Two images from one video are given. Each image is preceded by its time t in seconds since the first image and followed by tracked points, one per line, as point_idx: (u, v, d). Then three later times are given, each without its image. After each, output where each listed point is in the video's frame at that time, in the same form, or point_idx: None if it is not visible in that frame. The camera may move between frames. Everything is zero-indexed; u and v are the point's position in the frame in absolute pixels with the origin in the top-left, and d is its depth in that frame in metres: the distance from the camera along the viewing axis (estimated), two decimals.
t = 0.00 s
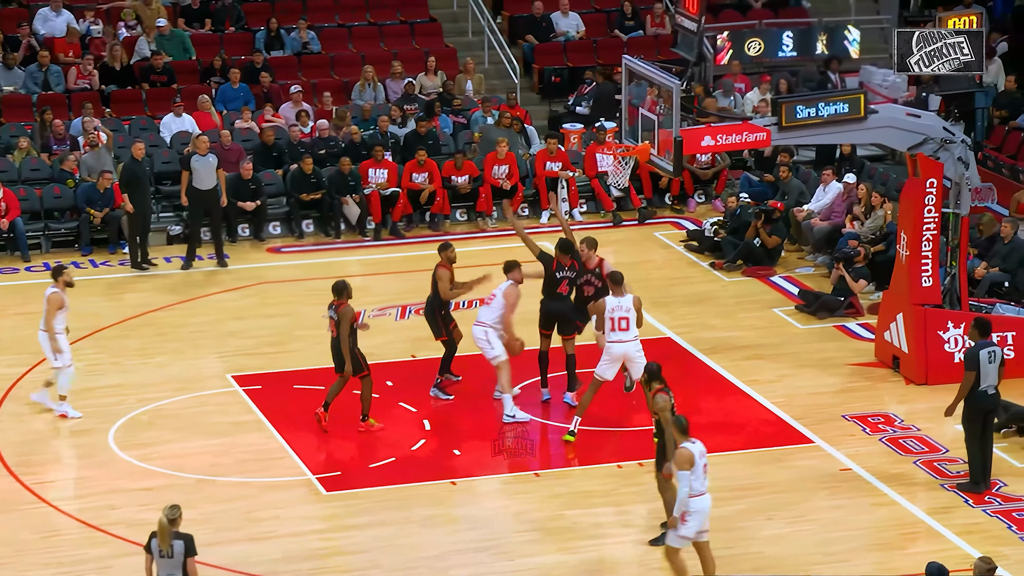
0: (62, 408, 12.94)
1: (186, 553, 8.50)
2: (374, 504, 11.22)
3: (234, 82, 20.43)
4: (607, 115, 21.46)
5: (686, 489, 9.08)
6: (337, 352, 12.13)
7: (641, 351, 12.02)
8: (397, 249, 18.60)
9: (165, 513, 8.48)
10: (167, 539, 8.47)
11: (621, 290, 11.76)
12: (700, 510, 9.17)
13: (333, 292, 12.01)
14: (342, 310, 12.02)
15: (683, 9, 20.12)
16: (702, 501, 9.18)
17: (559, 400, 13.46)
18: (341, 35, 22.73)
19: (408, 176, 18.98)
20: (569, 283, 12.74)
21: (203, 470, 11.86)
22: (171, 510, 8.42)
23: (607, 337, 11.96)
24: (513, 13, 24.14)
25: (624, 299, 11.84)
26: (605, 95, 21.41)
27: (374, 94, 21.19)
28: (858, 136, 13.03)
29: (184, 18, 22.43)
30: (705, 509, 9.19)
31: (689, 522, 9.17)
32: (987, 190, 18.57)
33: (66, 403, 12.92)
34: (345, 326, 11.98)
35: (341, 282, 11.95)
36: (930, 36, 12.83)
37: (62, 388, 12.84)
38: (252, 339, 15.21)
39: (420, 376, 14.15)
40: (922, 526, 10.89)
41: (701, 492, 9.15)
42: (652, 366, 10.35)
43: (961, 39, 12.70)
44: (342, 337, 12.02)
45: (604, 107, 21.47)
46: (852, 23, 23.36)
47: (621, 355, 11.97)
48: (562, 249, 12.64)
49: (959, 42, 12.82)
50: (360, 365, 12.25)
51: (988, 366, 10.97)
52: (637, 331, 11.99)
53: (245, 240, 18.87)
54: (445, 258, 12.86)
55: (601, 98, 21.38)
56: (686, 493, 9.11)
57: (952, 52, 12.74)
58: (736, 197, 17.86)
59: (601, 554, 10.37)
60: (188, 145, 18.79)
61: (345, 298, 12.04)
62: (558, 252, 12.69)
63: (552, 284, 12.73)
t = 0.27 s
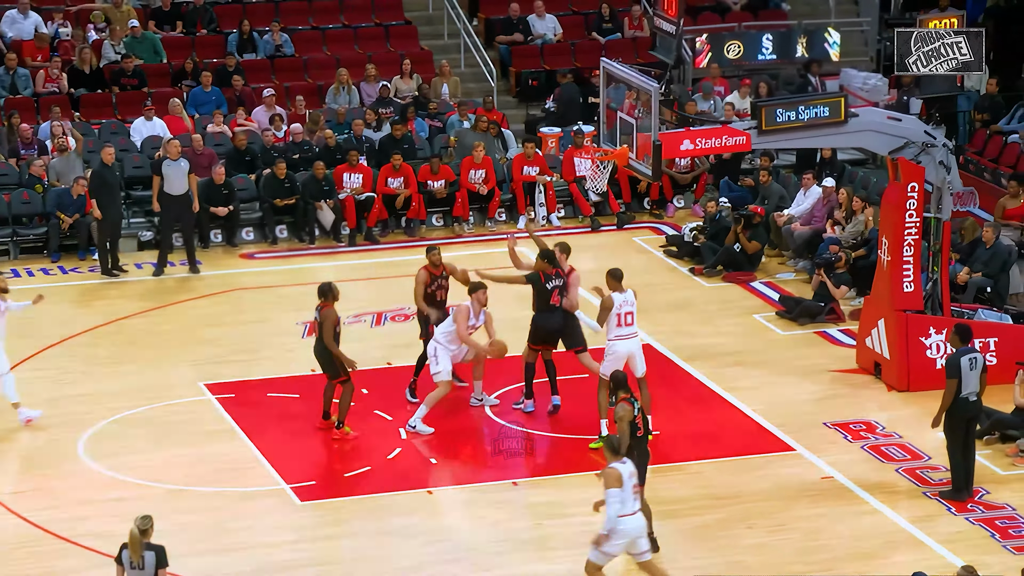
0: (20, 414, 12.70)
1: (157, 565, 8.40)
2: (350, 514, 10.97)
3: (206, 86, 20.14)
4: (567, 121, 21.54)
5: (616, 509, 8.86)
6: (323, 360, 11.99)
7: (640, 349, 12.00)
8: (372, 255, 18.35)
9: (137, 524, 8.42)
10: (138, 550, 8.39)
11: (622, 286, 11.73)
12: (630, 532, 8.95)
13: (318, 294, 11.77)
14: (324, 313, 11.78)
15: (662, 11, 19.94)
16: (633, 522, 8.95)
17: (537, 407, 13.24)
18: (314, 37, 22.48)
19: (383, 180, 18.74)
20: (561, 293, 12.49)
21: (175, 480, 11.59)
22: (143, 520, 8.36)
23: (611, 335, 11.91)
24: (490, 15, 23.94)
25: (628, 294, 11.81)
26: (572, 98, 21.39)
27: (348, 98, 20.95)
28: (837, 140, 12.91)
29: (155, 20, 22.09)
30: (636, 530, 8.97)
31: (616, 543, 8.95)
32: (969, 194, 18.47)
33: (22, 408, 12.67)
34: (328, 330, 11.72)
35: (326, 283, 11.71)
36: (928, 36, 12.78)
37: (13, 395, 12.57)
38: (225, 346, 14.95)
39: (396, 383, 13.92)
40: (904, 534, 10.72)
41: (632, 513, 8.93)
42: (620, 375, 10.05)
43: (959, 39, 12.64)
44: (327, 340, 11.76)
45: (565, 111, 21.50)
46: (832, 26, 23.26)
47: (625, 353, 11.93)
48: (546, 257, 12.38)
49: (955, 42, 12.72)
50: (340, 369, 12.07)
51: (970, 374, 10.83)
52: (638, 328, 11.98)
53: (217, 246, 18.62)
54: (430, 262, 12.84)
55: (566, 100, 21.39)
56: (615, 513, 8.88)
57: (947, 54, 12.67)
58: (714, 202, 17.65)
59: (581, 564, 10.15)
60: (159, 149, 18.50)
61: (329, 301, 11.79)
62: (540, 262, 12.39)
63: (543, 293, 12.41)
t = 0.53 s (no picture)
0: None
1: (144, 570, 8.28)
2: (340, 519, 10.77)
3: (194, 84, 19.92)
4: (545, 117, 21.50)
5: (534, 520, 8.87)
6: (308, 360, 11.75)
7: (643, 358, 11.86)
8: (363, 256, 18.16)
9: (123, 527, 8.29)
10: (124, 555, 8.28)
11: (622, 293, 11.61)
12: (561, 540, 8.95)
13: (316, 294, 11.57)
14: (318, 314, 11.55)
15: (657, 9, 19.76)
16: (558, 528, 8.95)
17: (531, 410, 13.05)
18: (304, 35, 22.28)
19: (374, 180, 18.54)
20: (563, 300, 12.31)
21: (163, 484, 11.37)
22: (131, 523, 8.24)
23: (619, 343, 11.75)
24: (482, 13, 23.75)
25: (629, 302, 11.69)
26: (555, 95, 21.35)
27: (339, 96, 20.76)
28: (834, 139, 12.74)
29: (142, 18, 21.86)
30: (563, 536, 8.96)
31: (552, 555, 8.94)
32: (968, 194, 18.54)
33: None
34: (316, 333, 11.48)
35: (323, 284, 11.49)
36: (928, 36, 12.58)
37: None
38: (215, 348, 14.74)
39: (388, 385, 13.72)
40: (902, 538, 10.48)
41: (555, 520, 8.94)
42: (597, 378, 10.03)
43: (960, 39, 12.46)
44: (314, 344, 11.52)
45: (546, 108, 21.50)
46: (829, 23, 23.19)
47: (634, 362, 11.74)
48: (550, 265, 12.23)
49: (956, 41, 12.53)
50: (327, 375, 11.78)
51: (968, 376, 10.59)
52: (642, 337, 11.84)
53: (206, 246, 18.40)
54: (422, 274, 12.67)
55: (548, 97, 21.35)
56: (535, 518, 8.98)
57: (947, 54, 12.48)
58: (710, 202, 17.47)
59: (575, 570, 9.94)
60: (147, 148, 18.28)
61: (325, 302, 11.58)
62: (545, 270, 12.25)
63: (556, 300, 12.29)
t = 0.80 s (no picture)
0: None
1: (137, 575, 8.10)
2: (336, 522, 10.59)
3: (188, 82, 19.75)
4: (537, 107, 21.44)
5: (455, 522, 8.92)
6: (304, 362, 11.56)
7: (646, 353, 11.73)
8: (359, 255, 17.98)
9: (116, 530, 8.12)
10: (118, 558, 8.12)
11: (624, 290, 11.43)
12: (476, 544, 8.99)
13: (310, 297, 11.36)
14: (315, 316, 11.37)
15: (657, 6, 19.58)
16: (478, 532, 9.01)
17: (529, 412, 12.89)
18: (300, 33, 22.10)
19: (371, 179, 18.37)
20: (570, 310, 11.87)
21: (156, 486, 11.20)
22: (124, 528, 8.07)
23: (621, 342, 11.58)
24: (480, 10, 23.60)
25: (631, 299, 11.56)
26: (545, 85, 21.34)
27: (335, 94, 20.60)
28: (836, 137, 12.58)
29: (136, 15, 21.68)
30: (482, 541, 9.01)
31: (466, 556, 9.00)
32: (971, 193, 18.31)
33: None
34: (316, 335, 11.31)
35: (319, 288, 11.29)
36: (929, 35, 12.37)
37: None
38: (209, 349, 14.57)
39: (384, 386, 13.55)
40: (905, 541, 10.26)
41: (474, 524, 8.98)
42: (571, 387, 9.75)
43: (960, 38, 12.23)
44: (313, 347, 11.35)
45: (535, 98, 21.46)
46: (831, 21, 23.12)
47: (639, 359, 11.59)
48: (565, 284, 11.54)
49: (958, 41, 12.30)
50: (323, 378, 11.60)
51: (971, 377, 10.43)
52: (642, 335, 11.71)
53: (200, 246, 18.23)
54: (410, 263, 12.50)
55: (539, 87, 21.34)
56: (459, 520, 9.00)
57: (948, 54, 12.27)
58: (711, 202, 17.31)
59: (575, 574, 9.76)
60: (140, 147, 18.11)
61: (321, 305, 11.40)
62: (556, 289, 11.59)
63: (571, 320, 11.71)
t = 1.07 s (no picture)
0: None
1: None
2: (335, 523, 10.54)
3: (187, 82, 19.71)
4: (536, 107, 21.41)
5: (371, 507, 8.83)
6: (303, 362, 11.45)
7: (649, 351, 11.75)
8: (359, 255, 17.94)
9: (115, 531, 8.09)
10: (118, 559, 8.08)
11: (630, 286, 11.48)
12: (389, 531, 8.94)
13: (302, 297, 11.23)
14: (311, 315, 11.26)
15: (658, 5, 19.53)
16: (392, 520, 8.94)
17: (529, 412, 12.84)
18: (300, 32, 22.06)
19: (370, 179, 18.33)
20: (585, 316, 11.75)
21: (155, 487, 11.16)
22: (124, 529, 8.03)
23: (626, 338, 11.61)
24: (480, 10, 23.57)
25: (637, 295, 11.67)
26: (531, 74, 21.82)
27: (334, 94, 20.57)
28: (837, 137, 12.52)
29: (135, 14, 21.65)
30: (394, 528, 8.94)
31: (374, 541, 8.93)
32: (972, 193, 18.33)
33: None
34: (315, 333, 11.23)
35: (311, 287, 11.16)
36: (928, 36, 12.32)
37: None
38: (208, 349, 14.53)
39: (384, 387, 13.51)
40: (907, 542, 10.22)
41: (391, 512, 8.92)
42: (537, 390, 9.46)
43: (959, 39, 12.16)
44: (313, 346, 11.26)
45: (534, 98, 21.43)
46: (832, 20, 23.08)
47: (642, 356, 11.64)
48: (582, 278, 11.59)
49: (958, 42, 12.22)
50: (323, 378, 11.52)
51: (973, 377, 10.38)
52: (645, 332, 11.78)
53: (199, 246, 18.19)
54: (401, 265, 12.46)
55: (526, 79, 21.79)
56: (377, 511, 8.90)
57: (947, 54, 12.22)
58: (712, 202, 17.29)
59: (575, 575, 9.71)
60: (139, 146, 18.07)
61: (314, 304, 11.28)
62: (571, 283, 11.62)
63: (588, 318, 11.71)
